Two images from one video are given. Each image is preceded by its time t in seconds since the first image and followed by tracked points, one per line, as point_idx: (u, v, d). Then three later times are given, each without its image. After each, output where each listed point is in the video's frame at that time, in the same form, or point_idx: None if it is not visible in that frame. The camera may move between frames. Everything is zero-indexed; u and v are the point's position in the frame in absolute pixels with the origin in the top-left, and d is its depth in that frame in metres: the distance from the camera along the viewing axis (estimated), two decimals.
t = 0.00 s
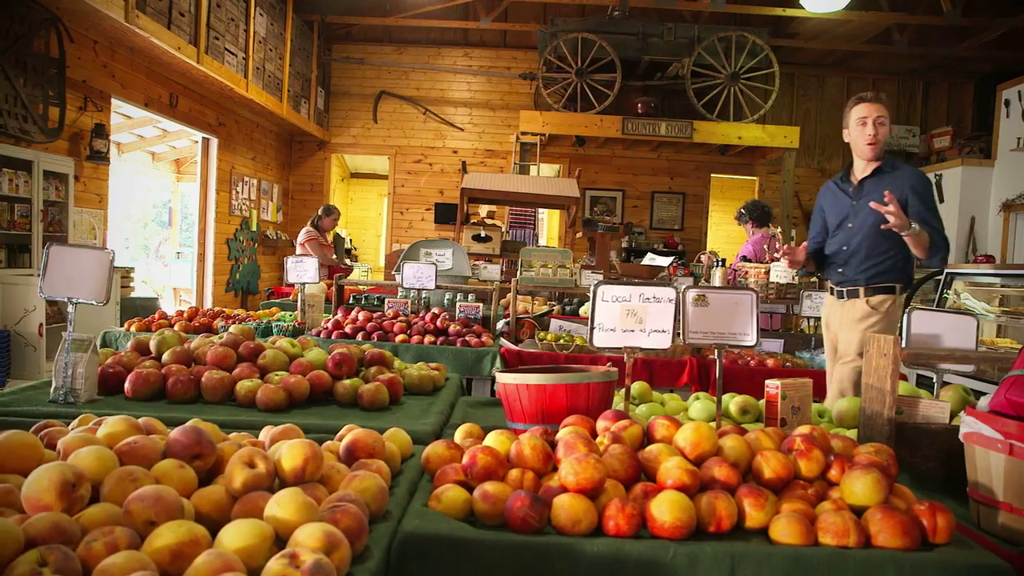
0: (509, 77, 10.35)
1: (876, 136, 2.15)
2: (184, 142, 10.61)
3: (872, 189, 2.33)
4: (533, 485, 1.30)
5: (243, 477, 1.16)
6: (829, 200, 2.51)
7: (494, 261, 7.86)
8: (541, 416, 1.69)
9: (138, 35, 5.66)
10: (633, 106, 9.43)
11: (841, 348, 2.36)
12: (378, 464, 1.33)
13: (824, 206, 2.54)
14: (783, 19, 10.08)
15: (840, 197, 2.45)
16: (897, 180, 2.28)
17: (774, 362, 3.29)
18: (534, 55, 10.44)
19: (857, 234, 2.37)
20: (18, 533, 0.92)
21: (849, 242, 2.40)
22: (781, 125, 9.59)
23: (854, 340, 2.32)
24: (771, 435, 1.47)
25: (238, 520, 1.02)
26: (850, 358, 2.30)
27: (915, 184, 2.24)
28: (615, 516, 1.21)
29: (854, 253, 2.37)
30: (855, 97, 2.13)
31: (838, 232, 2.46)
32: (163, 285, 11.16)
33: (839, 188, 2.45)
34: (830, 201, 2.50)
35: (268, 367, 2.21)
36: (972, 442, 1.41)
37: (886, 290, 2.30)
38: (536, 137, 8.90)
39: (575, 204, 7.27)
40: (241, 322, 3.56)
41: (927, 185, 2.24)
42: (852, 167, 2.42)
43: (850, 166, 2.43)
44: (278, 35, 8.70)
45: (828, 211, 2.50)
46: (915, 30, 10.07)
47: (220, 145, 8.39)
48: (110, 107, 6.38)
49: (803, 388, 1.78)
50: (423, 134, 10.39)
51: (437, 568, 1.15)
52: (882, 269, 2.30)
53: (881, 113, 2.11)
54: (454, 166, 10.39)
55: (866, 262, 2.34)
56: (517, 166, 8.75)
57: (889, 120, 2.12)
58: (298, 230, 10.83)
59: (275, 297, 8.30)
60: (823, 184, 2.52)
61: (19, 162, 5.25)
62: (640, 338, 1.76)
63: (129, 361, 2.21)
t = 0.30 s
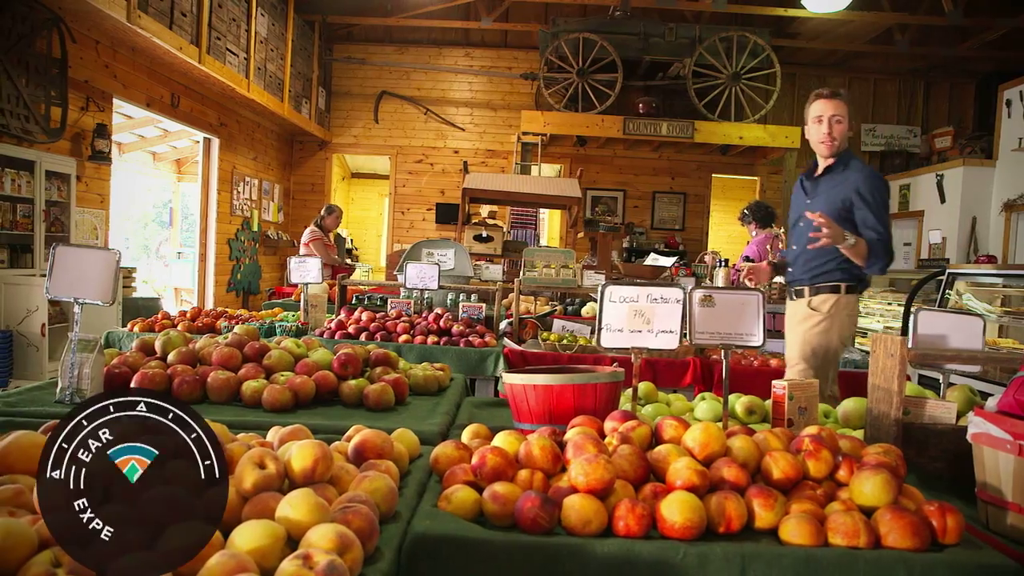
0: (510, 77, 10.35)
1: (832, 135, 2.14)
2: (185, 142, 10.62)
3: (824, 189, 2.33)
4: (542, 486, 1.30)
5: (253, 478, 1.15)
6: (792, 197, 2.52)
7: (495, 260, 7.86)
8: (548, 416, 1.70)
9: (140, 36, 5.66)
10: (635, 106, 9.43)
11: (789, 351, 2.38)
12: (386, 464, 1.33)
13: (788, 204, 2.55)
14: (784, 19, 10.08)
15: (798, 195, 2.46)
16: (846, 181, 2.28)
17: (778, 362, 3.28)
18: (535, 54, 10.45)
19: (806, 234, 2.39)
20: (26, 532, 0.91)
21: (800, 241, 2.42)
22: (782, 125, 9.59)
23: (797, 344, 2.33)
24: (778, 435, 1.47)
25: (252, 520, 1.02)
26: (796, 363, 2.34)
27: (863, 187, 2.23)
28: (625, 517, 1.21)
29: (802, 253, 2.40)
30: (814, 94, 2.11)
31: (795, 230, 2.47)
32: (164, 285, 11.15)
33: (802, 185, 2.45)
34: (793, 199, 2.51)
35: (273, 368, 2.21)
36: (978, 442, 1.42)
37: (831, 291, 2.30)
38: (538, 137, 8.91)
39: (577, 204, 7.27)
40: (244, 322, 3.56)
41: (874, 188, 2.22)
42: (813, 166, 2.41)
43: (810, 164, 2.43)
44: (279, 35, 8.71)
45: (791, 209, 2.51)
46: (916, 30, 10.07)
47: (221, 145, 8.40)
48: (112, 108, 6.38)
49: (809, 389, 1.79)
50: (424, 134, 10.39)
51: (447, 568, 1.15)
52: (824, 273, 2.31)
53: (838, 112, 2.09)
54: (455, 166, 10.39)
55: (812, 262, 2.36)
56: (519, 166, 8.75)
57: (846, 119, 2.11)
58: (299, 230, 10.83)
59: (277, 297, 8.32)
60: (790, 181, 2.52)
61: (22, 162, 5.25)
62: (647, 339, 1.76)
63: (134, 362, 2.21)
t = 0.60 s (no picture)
0: (511, 77, 10.36)
1: (798, 127, 2.24)
2: (186, 142, 10.62)
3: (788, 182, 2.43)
4: (553, 486, 1.30)
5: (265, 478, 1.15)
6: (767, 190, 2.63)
7: (497, 260, 7.85)
8: (556, 417, 1.70)
9: (143, 36, 5.67)
10: (636, 106, 9.44)
11: (761, 356, 2.43)
12: (397, 465, 1.33)
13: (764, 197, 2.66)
14: (785, 19, 10.08)
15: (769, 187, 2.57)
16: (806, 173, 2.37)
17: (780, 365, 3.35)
18: (536, 55, 10.45)
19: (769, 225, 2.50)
20: (40, 534, 0.90)
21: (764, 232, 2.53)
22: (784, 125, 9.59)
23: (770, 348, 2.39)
24: (787, 435, 1.47)
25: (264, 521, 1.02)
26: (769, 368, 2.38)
27: (819, 178, 2.32)
28: (636, 517, 1.21)
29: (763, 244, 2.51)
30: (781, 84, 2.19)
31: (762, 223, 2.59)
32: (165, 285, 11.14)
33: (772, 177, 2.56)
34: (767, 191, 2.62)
35: (280, 368, 2.21)
36: (988, 441, 1.42)
37: (792, 284, 2.41)
38: (539, 137, 8.91)
39: (579, 204, 7.27)
40: (248, 323, 3.56)
41: (829, 179, 2.30)
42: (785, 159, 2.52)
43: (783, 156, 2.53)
44: (281, 35, 8.71)
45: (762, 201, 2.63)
46: (917, 30, 10.08)
47: (223, 145, 8.40)
48: (114, 108, 6.38)
49: (817, 389, 1.79)
50: (426, 134, 10.40)
51: (460, 569, 1.15)
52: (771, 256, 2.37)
53: (804, 105, 2.19)
54: (456, 167, 10.40)
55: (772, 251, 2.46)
56: (521, 166, 8.76)
57: (810, 112, 2.20)
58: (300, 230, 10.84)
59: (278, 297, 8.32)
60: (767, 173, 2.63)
61: (24, 162, 5.25)
62: (655, 339, 1.76)
63: (140, 362, 2.21)
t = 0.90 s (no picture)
0: (512, 77, 10.36)
1: (765, 126, 2.27)
2: (187, 142, 10.64)
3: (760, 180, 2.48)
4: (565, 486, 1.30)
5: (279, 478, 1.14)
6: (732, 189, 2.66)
7: (498, 260, 7.84)
8: (566, 417, 1.70)
9: (146, 36, 5.67)
10: (637, 105, 9.45)
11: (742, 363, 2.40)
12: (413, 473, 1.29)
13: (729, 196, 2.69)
14: (786, 19, 10.09)
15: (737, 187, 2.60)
16: (779, 173, 2.41)
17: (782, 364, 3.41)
18: (537, 54, 10.46)
19: (745, 227, 2.52)
20: (60, 535, 0.91)
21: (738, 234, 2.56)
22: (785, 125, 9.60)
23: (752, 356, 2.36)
24: (799, 435, 1.47)
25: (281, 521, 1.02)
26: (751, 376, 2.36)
27: (795, 181, 2.36)
28: (650, 518, 1.21)
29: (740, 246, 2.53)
30: (749, 83, 2.21)
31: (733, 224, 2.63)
32: (166, 285, 11.14)
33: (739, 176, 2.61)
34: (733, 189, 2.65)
35: (287, 368, 2.21)
36: (998, 442, 1.42)
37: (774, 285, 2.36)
38: (541, 136, 8.89)
39: (581, 204, 7.28)
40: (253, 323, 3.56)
41: (806, 182, 2.34)
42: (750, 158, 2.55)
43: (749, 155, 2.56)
44: (283, 35, 8.72)
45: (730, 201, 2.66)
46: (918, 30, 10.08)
47: (224, 145, 8.40)
48: (117, 108, 6.37)
49: (826, 389, 1.79)
50: (427, 134, 10.40)
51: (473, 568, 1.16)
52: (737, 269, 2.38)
53: (770, 105, 2.21)
54: (458, 167, 10.40)
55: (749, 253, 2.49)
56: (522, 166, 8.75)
57: (776, 112, 2.23)
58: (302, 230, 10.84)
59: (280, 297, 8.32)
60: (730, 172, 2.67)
61: (27, 162, 5.25)
62: (665, 340, 1.77)
63: (147, 362, 2.21)
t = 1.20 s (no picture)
0: (513, 77, 10.36)
1: (719, 130, 2.27)
2: (188, 142, 10.64)
3: (722, 181, 2.47)
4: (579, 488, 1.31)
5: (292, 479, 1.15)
6: (681, 189, 2.62)
7: (500, 260, 7.84)
8: (576, 417, 1.70)
9: (148, 36, 5.67)
10: (638, 106, 9.46)
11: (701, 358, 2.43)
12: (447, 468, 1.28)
13: (676, 195, 2.65)
14: (788, 19, 10.09)
15: (692, 187, 2.57)
16: (747, 173, 2.43)
17: (784, 364, 3.46)
18: (538, 54, 10.46)
19: (710, 229, 2.51)
20: (77, 536, 0.91)
21: (700, 235, 2.54)
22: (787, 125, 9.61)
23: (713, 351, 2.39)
24: (809, 436, 1.47)
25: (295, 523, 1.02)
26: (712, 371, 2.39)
27: (767, 180, 2.40)
28: (663, 518, 1.21)
29: (707, 248, 2.52)
30: (700, 87, 2.21)
31: (689, 226, 2.59)
32: (167, 285, 11.14)
33: (689, 178, 2.58)
34: (684, 189, 2.61)
35: (294, 369, 2.21)
36: (1011, 444, 1.41)
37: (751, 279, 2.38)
38: (542, 136, 8.87)
39: (583, 204, 7.28)
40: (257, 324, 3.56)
41: (776, 181, 2.40)
42: (703, 157, 2.54)
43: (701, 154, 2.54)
44: (284, 35, 8.71)
45: (680, 204, 2.62)
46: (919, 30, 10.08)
47: (226, 145, 8.39)
48: (119, 108, 6.38)
49: (834, 390, 1.79)
50: (428, 134, 10.40)
51: (488, 568, 1.16)
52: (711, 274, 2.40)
53: (723, 107, 2.22)
54: (459, 167, 10.39)
55: (717, 255, 2.50)
56: (524, 166, 8.75)
57: (728, 115, 2.24)
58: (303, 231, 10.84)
59: (282, 297, 8.33)
60: (675, 172, 2.62)
61: (30, 162, 5.24)
62: (675, 340, 1.77)
63: (155, 362, 2.21)
